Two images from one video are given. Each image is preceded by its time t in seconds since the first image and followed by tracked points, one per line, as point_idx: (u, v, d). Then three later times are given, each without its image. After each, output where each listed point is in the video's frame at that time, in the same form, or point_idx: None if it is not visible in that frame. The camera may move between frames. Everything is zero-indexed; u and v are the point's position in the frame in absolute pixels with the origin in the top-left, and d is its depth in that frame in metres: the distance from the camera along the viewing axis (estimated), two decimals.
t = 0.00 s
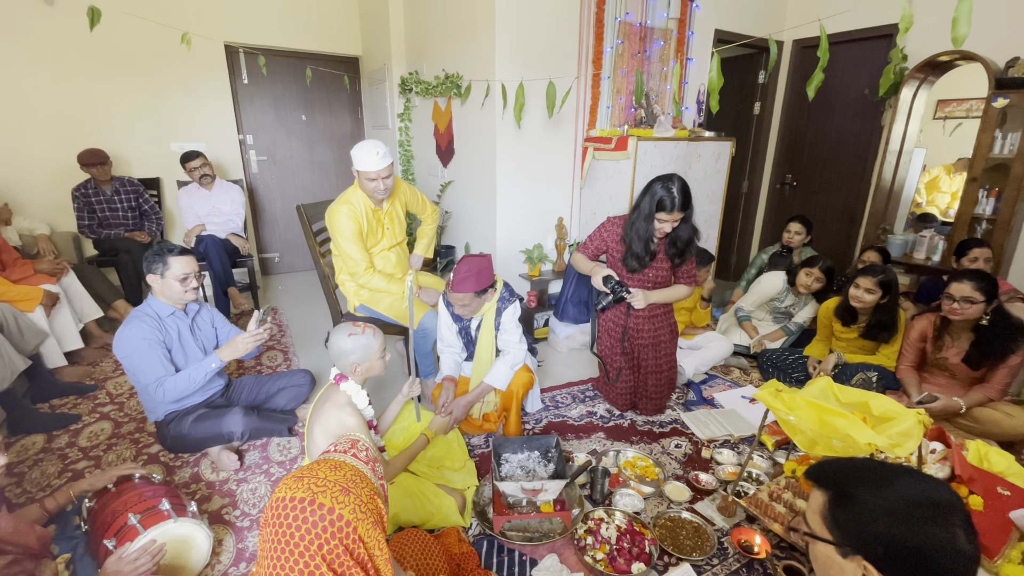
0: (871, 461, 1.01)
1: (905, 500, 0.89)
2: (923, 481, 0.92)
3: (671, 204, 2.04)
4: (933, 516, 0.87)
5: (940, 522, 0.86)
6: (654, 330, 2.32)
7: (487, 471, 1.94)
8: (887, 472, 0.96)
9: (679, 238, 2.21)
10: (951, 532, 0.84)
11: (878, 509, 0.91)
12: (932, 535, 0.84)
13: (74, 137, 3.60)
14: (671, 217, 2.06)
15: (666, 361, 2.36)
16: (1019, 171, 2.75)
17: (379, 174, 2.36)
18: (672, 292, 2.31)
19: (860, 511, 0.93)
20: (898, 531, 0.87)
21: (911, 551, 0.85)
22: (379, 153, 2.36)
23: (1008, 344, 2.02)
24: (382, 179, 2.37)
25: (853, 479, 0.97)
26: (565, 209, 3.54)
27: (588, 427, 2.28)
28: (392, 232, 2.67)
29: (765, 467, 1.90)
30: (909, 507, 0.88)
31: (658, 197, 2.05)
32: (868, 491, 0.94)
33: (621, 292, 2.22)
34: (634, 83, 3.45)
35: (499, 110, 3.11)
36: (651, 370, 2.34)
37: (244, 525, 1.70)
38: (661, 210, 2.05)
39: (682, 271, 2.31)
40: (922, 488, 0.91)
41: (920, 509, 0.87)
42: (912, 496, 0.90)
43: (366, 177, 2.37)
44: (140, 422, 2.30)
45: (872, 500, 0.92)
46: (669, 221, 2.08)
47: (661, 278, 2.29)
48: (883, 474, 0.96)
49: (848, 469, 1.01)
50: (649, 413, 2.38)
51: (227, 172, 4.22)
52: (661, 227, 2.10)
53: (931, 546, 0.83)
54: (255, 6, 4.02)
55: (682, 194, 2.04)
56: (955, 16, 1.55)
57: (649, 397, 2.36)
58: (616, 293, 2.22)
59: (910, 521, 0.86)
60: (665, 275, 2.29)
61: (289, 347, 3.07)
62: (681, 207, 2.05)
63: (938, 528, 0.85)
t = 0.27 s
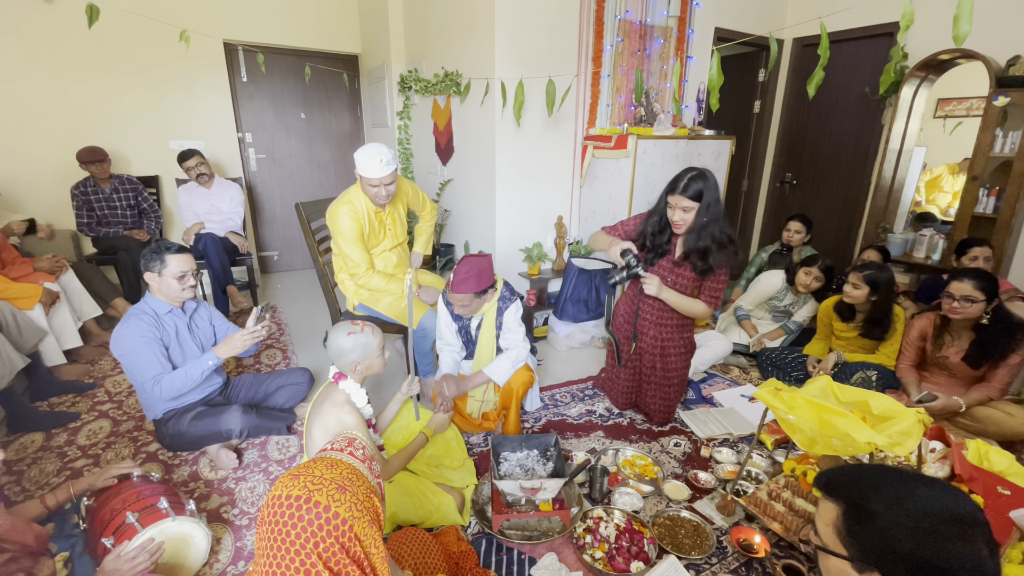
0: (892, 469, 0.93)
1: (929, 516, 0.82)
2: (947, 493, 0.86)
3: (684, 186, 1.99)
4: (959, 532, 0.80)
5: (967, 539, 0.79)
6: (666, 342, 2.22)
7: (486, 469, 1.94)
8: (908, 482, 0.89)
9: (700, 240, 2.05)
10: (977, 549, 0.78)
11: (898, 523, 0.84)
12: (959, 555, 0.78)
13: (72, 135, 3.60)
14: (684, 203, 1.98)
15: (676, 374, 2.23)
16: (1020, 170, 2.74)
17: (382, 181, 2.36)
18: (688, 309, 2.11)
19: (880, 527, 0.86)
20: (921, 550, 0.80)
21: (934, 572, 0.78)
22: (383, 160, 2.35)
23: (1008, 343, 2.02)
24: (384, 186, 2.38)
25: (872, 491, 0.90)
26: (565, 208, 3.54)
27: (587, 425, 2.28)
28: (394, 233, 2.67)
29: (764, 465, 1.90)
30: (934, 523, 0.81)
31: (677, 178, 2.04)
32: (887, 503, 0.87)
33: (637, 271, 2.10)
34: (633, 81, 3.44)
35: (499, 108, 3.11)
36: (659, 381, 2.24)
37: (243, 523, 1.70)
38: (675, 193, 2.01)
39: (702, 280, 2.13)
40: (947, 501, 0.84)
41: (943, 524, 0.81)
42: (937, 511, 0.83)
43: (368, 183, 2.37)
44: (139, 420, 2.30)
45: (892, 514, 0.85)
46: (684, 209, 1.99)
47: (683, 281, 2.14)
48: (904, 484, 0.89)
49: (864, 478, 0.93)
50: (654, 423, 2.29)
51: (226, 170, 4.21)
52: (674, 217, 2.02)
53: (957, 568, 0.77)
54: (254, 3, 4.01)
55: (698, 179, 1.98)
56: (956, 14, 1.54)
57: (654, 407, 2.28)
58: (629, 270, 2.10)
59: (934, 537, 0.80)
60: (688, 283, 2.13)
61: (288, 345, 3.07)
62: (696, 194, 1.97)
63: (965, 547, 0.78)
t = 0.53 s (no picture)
0: (870, 469, 0.97)
1: (907, 509, 0.85)
2: (921, 487, 0.89)
3: (721, 209, 1.90)
4: (937, 523, 0.82)
5: (944, 530, 0.82)
6: (679, 345, 2.19)
7: (491, 472, 1.94)
8: (885, 480, 0.92)
9: (740, 268, 1.98)
10: (957, 541, 0.81)
11: (878, 519, 0.87)
12: (938, 545, 0.80)
13: (81, 138, 3.63)
14: (717, 227, 1.92)
15: (689, 380, 2.21)
16: None
17: (387, 182, 2.37)
18: (699, 319, 2.08)
19: (862, 525, 0.89)
20: (902, 544, 0.83)
21: (916, 564, 0.81)
22: (389, 161, 2.36)
23: (1017, 346, 2.00)
24: (390, 187, 2.39)
25: (852, 491, 0.93)
26: (570, 210, 3.55)
27: (592, 428, 2.28)
28: (399, 234, 2.67)
29: (771, 469, 1.89)
30: (912, 516, 0.84)
31: (718, 197, 1.94)
32: (867, 502, 0.90)
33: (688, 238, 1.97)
34: (638, 83, 3.46)
35: (504, 110, 3.12)
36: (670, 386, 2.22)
37: (249, 524, 1.71)
38: (710, 214, 1.94)
39: (730, 302, 2.09)
40: (922, 495, 0.87)
41: (920, 517, 0.84)
42: (913, 505, 0.86)
43: (374, 184, 2.38)
44: (147, 421, 2.32)
45: (873, 511, 0.88)
46: (717, 232, 1.94)
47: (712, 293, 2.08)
48: (880, 482, 0.92)
49: (846, 479, 0.96)
50: (661, 426, 2.28)
51: (232, 173, 4.24)
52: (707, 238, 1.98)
53: (937, 558, 0.79)
54: (261, 7, 4.04)
55: (738, 203, 1.89)
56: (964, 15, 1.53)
57: (663, 410, 2.26)
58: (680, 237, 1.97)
59: (915, 530, 0.82)
60: (717, 293, 2.08)
61: (294, 347, 3.08)
62: (732, 219, 1.90)
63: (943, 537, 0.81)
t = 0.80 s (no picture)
0: (858, 464, 1.00)
1: (886, 496, 0.89)
2: (901, 477, 0.93)
3: (740, 223, 1.86)
4: (914, 510, 0.86)
5: (921, 515, 0.85)
6: (684, 348, 2.19)
7: (496, 475, 1.94)
8: (866, 471, 0.96)
9: (759, 283, 1.98)
10: (934, 526, 0.84)
11: (860, 507, 0.90)
12: (914, 529, 0.83)
13: (88, 143, 3.67)
14: (734, 241, 1.89)
15: (692, 383, 2.21)
16: None
17: (394, 184, 2.38)
18: (706, 326, 2.07)
19: (845, 513, 0.92)
20: (880, 530, 0.86)
21: (893, 549, 0.84)
22: (396, 164, 2.38)
23: None
24: (395, 189, 2.40)
25: (837, 481, 0.97)
26: (573, 213, 3.55)
27: (597, 431, 2.27)
28: (402, 237, 2.68)
29: (776, 472, 1.88)
30: (890, 502, 0.88)
31: (737, 209, 1.90)
32: (850, 491, 0.94)
33: (712, 242, 1.95)
34: (641, 86, 3.46)
35: (507, 114, 3.13)
36: (674, 389, 2.22)
37: (254, 527, 1.71)
38: (728, 227, 1.90)
39: (740, 311, 2.11)
40: (901, 484, 0.90)
41: (900, 505, 0.87)
42: (892, 493, 0.89)
43: (379, 186, 2.39)
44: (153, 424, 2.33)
45: (855, 500, 0.92)
46: (733, 245, 1.91)
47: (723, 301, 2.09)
48: (861, 474, 0.96)
49: (833, 473, 1.00)
50: (663, 429, 2.28)
51: (237, 177, 4.27)
52: (723, 250, 1.95)
53: (913, 541, 0.83)
54: (266, 13, 4.08)
55: (758, 218, 1.85)
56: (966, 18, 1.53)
57: (667, 414, 2.26)
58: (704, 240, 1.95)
59: (894, 517, 0.86)
60: (729, 300, 2.09)
61: (299, 350, 3.09)
62: (750, 233, 1.86)
63: (920, 522, 0.84)
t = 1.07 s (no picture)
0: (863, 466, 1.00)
1: (893, 495, 0.89)
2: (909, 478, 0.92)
3: (747, 222, 1.86)
4: (923, 510, 0.85)
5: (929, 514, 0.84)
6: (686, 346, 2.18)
7: (499, 475, 1.94)
8: (874, 473, 0.96)
9: (762, 283, 1.97)
10: (942, 525, 0.83)
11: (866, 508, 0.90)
12: (921, 527, 0.83)
13: (92, 145, 3.68)
14: (740, 241, 1.90)
15: (696, 382, 2.20)
16: None
17: (393, 184, 2.38)
18: (711, 325, 2.06)
19: (851, 512, 0.92)
20: (888, 530, 0.85)
21: (901, 549, 0.83)
22: (394, 163, 2.38)
23: None
24: (396, 189, 2.40)
25: (843, 481, 0.97)
26: (576, 212, 3.54)
27: (600, 430, 2.27)
28: (404, 237, 2.68)
29: (781, 471, 1.87)
30: (896, 502, 0.88)
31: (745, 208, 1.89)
32: (856, 491, 0.94)
33: (719, 242, 1.90)
34: (643, 84, 3.42)
35: (509, 113, 3.12)
36: (678, 388, 2.21)
37: (259, 527, 1.72)
38: (734, 226, 1.91)
39: (744, 312, 2.10)
40: (908, 485, 0.90)
41: (905, 502, 0.87)
42: (899, 493, 0.89)
43: (379, 186, 2.39)
44: (158, 425, 2.34)
45: (862, 499, 0.91)
46: (739, 245, 1.91)
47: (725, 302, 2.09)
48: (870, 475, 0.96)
49: (839, 474, 1.00)
50: (667, 429, 2.27)
51: (240, 178, 4.28)
52: (728, 249, 1.96)
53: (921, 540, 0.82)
54: (268, 15, 4.09)
55: (765, 217, 1.85)
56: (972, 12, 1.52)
57: (670, 413, 2.25)
58: (710, 239, 1.90)
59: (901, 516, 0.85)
60: (732, 302, 2.08)
61: (302, 350, 3.10)
62: (756, 232, 1.86)
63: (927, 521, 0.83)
